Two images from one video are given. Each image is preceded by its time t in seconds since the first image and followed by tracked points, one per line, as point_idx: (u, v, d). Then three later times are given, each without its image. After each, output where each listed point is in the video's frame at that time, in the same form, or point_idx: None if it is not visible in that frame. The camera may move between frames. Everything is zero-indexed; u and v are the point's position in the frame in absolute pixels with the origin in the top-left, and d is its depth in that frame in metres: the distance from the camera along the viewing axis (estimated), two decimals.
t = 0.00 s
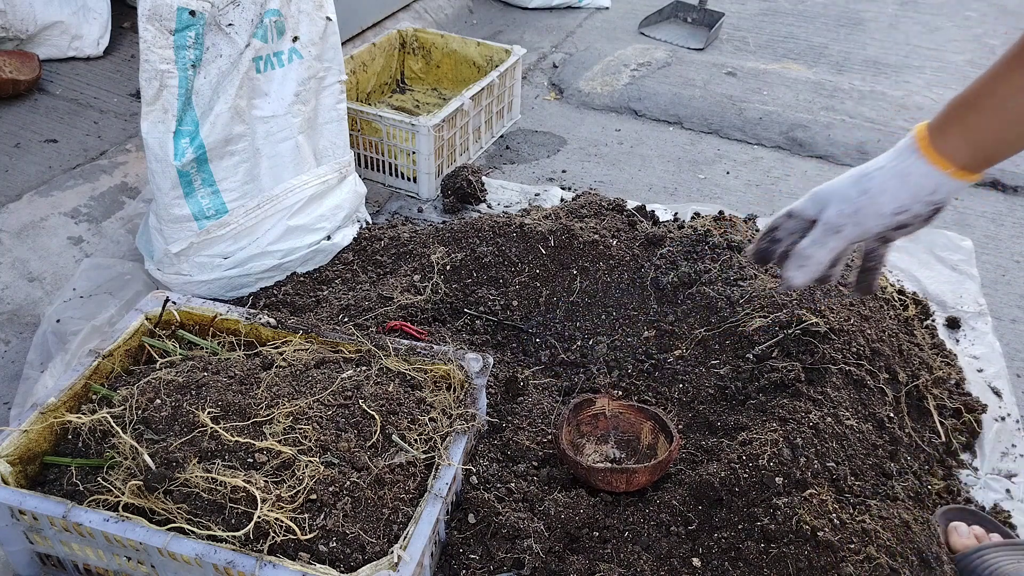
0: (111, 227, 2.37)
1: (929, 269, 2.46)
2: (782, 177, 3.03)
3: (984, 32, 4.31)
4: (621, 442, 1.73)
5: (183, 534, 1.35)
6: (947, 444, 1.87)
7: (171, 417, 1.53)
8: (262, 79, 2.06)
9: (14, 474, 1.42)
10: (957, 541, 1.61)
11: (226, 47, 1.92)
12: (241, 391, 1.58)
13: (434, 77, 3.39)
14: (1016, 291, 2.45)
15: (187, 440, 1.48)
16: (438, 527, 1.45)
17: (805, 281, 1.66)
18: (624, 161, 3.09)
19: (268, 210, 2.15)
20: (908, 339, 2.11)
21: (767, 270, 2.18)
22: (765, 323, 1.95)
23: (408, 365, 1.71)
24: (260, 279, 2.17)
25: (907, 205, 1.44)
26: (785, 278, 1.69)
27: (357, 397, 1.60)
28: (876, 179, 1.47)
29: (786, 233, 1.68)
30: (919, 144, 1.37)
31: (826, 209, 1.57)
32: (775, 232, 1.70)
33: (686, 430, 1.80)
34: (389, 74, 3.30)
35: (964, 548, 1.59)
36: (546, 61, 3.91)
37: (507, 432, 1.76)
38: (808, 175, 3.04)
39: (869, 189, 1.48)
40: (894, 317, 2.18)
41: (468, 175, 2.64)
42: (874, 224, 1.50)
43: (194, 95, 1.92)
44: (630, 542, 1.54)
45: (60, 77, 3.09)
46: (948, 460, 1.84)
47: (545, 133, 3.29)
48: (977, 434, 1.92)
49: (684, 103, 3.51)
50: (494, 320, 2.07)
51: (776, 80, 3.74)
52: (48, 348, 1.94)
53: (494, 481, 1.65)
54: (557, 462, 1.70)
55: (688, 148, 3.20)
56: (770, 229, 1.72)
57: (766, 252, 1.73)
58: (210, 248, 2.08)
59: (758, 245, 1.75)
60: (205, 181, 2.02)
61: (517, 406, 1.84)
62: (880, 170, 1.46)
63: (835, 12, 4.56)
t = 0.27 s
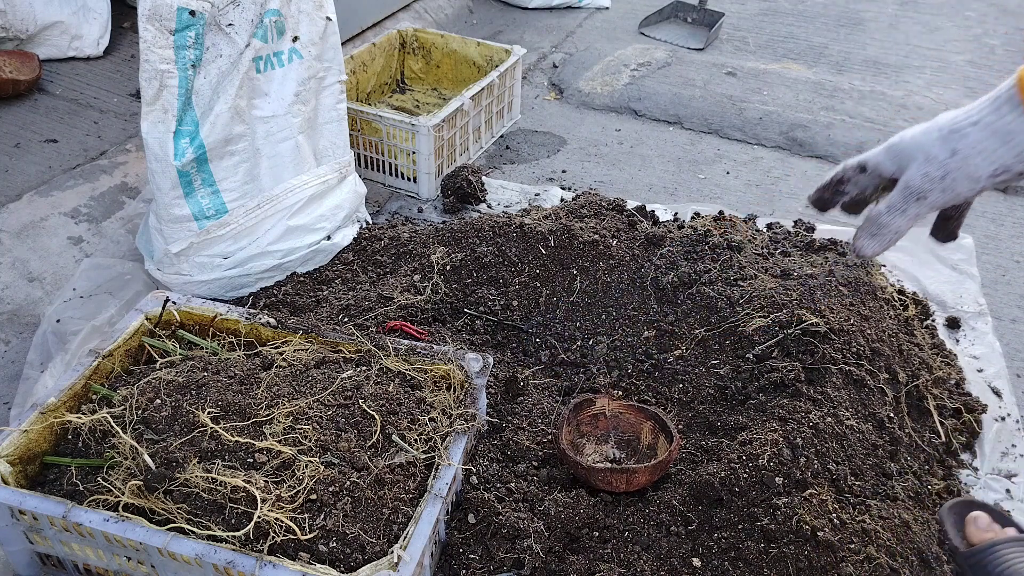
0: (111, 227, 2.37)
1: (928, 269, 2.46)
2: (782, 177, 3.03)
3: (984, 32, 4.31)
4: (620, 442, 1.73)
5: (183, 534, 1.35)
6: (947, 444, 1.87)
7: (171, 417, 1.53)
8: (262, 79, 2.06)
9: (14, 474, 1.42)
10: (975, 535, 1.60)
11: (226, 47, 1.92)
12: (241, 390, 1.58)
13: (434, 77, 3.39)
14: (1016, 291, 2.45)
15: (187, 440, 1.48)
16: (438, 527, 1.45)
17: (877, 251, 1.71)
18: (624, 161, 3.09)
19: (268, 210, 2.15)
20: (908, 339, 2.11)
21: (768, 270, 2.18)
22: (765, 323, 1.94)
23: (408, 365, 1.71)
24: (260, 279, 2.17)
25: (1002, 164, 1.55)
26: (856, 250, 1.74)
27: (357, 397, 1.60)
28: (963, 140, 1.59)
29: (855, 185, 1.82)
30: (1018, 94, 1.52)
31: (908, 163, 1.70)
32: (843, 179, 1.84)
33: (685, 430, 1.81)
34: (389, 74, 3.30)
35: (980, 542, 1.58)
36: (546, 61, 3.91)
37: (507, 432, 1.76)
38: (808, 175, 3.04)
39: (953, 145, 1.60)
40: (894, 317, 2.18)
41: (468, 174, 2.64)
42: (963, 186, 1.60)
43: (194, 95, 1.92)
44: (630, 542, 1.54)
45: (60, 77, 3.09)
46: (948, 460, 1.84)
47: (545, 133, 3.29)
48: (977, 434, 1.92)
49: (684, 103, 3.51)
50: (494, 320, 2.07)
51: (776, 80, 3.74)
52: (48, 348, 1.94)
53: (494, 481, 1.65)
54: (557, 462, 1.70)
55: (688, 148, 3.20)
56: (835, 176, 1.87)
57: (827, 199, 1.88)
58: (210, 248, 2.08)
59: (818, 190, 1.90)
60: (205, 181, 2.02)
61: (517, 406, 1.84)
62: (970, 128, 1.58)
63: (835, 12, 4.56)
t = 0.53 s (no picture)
0: (111, 227, 2.37)
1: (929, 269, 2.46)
2: (782, 177, 3.03)
3: (984, 32, 4.31)
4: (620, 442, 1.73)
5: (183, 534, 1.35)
6: (948, 444, 1.87)
7: (171, 417, 1.53)
8: (262, 79, 2.06)
9: (14, 474, 1.42)
10: None
11: (226, 47, 1.92)
12: (241, 390, 1.58)
13: (434, 77, 3.39)
14: (1016, 291, 2.45)
15: (187, 440, 1.48)
16: (438, 527, 1.45)
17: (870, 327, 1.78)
18: (624, 161, 3.09)
19: (268, 210, 2.15)
20: (908, 339, 2.11)
21: (768, 270, 2.18)
22: (765, 323, 1.94)
23: (408, 365, 1.71)
24: (260, 279, 2.17)
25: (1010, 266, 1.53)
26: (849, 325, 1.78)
27: (357, 397, 1.60)
28: (949, 227, 1.53)
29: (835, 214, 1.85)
30: None
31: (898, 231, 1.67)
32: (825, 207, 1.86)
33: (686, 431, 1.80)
34: (389, 74, 3.30)
35: None
36: (546, 61, 3.91)
37: (507, 432, 1.76)
38: (808, 175, 3.04)
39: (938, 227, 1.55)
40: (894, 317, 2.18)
41: (468, 174, 2.64)
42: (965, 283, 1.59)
43: (194, 95, 1.92)
44: (630, 542, 1.54)
45: (60, 77, 3.08)
46: (948, 460, 1.84)
47: (545, 133, 3.29)
48: (977, 434, 1.91)
49: (684, 103, 3.51)
50: (494, 320, 2.07)
51: (776, 80, 3.74)
52: (48, 348, 1.94)
53: (494, 481, 1.65)
54: (557, 462, 1.70)
55: (689, 148, 3.20)
56: (818, 199, 1.88)
57: (812, 212, 1.92)
58: (210, 248, 2.08)
59: (800, 201, 1.93)
60: (205, 181, 2.02)
61: (517, 406, 1.84)
62: (956, 214, 1.53)
63: (835, 12, 4.56)
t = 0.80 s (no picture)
0: (111, 227, 2.37)
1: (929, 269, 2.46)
2: (782, 177, 3.03)
3: (984, 32, 4.31)
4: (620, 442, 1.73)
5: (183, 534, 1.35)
6: (948, 444, 1.87)
7: (171, 417, 1.53)
8: (262, 79, 2.06)
9: (14, 474, 1.42)
10: None
11: (226, 47, 1.92)
12: (241, 390, 1.58)
13: (434, 77, 3.39)
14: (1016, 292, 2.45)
15: (187, 440, 1.48)
16: (438, 527, 1.45)
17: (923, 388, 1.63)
18: (624, 161, 3.09)
19: (268, 210, 2.15)
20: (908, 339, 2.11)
21: (768, 270, 2.18)
22: (765, 322, 1.94)
23: (408, 365, 1.71)
24: (260, 279, 2.17)
25: None
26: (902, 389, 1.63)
27: (357, 397, 1.61)
28: (1014, 284, 1.32)
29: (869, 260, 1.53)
30: None
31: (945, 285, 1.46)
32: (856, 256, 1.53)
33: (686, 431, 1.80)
34: (389, 74, 3.29)
35: None
36: (546, 61, 3.91)
37: (507, 432, 1.76)
38: (808, 175, 3.04)
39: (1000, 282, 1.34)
40: (894, 317, 2.18)
41: (468, 174, 2.64)
42: None
43: (194, 95, 1.92)
44: (629, 542, 1.54)
45: (60, 77, 3.08)
46: (948, 460, 1.84)
47: (545, 133, 3.29)
48: (977, 434, 1.91)
49: (684, 103, 3.51)
50: (494, 320, 2.07)
51: (776, 80, 3.74)
52: (48, 347, 1.94)
53: (494, 480, 1.65)
54: (557, 462, 1.70)
55: (689, 148, 3.20)
56: (854, 245, 1.52)
57: (842, 257, 1.58)
58: (210, 248, 2.08)
59: (827, 244, 1.57)
60: (205, 182, 2.02)
61: (517, 406, 1.84)
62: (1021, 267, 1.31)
63: (835, 12, 4.56)
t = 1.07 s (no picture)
0: (111, 227, 2.37)
1: (929, 269, 2.46)
2: (782, 177, 3.03)
3: (984, 32, 4.31)
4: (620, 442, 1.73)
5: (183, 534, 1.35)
6: (947, 444, 1.87)
7: (171, 417, 1.53)
8: (262, 79, 2.06)
9: (14, 474, 1.42)
10: None
11: (226, 47, 1.92)
12: (241, 391, 1.58)
13: (434, 77, 3.39)
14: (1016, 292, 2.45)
15: (187, 440, 1.48)
16: (438, 527, 1.45)
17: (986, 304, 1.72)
18: (625, 161, 3.09)
19: (268, 210, 2.15)
20: (908, 339, 2.11)
21: (768, 270, 2.17)
22: (765, 322, 1.94)
23: (408, 365, 1.71)
24: (260, 279, 2.17)
25: None
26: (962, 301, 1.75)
27: (357, 397, 1.61)
28: None
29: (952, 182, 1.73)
30: None
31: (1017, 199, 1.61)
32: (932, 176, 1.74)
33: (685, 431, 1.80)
34: (389, 74, 3.29)
35: None
36: (546, 61, 3.91)
37: (507, 432, 1.76)
38: (808, 175, 3.04)
39: None
40: (894, 317, 2.18)
41: (468, 174, 2.64)
42: None
43: (194, 95, 1.92)
44: (629, 542, 1.54)
45: (60, 77, 3.08)
46: (948, 460, 1.84)
47: (545, 133, 3.29)
48: (977, 434, 1.91)
49: (684, 103, 3.51)
50: (494, 320, 2.07)
51: (776, 80, 3.74)
52: (48, 348, 1.94)
53: (494, 481, 1.65)
54: (557, 462, 1.70)
55: (689, 148, 3.20)
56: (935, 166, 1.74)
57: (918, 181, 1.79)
58: (210, 248, 2.08)
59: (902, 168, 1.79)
60: (205, 182, 2.02)
61: (517, 406, 1.84)
62: None
63: (834, 12, 4.56)
